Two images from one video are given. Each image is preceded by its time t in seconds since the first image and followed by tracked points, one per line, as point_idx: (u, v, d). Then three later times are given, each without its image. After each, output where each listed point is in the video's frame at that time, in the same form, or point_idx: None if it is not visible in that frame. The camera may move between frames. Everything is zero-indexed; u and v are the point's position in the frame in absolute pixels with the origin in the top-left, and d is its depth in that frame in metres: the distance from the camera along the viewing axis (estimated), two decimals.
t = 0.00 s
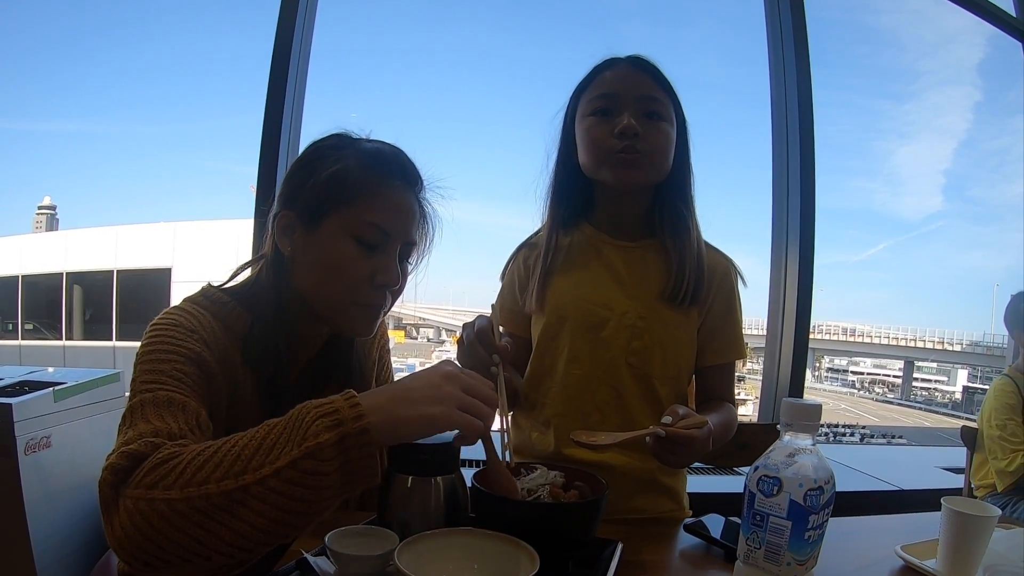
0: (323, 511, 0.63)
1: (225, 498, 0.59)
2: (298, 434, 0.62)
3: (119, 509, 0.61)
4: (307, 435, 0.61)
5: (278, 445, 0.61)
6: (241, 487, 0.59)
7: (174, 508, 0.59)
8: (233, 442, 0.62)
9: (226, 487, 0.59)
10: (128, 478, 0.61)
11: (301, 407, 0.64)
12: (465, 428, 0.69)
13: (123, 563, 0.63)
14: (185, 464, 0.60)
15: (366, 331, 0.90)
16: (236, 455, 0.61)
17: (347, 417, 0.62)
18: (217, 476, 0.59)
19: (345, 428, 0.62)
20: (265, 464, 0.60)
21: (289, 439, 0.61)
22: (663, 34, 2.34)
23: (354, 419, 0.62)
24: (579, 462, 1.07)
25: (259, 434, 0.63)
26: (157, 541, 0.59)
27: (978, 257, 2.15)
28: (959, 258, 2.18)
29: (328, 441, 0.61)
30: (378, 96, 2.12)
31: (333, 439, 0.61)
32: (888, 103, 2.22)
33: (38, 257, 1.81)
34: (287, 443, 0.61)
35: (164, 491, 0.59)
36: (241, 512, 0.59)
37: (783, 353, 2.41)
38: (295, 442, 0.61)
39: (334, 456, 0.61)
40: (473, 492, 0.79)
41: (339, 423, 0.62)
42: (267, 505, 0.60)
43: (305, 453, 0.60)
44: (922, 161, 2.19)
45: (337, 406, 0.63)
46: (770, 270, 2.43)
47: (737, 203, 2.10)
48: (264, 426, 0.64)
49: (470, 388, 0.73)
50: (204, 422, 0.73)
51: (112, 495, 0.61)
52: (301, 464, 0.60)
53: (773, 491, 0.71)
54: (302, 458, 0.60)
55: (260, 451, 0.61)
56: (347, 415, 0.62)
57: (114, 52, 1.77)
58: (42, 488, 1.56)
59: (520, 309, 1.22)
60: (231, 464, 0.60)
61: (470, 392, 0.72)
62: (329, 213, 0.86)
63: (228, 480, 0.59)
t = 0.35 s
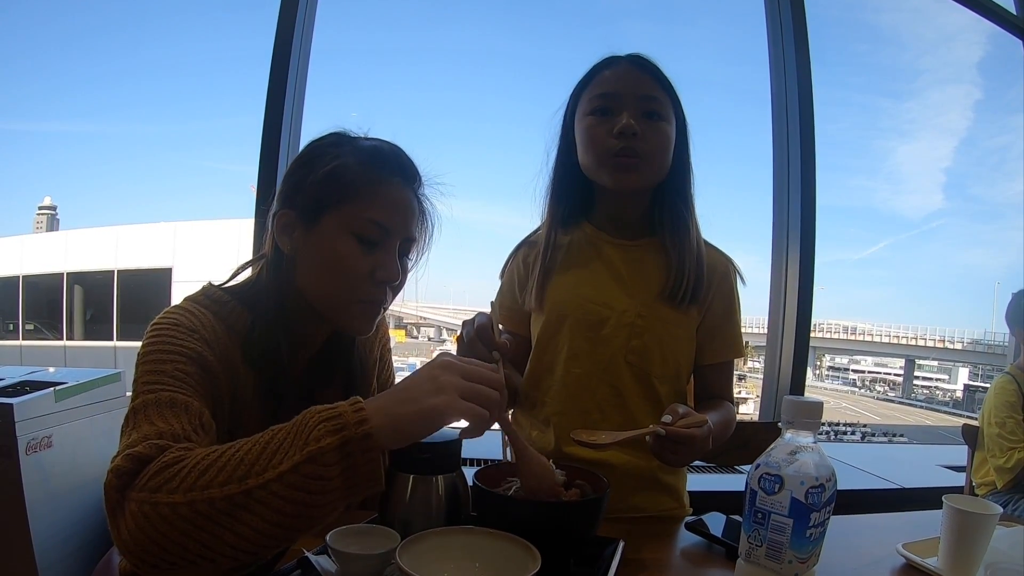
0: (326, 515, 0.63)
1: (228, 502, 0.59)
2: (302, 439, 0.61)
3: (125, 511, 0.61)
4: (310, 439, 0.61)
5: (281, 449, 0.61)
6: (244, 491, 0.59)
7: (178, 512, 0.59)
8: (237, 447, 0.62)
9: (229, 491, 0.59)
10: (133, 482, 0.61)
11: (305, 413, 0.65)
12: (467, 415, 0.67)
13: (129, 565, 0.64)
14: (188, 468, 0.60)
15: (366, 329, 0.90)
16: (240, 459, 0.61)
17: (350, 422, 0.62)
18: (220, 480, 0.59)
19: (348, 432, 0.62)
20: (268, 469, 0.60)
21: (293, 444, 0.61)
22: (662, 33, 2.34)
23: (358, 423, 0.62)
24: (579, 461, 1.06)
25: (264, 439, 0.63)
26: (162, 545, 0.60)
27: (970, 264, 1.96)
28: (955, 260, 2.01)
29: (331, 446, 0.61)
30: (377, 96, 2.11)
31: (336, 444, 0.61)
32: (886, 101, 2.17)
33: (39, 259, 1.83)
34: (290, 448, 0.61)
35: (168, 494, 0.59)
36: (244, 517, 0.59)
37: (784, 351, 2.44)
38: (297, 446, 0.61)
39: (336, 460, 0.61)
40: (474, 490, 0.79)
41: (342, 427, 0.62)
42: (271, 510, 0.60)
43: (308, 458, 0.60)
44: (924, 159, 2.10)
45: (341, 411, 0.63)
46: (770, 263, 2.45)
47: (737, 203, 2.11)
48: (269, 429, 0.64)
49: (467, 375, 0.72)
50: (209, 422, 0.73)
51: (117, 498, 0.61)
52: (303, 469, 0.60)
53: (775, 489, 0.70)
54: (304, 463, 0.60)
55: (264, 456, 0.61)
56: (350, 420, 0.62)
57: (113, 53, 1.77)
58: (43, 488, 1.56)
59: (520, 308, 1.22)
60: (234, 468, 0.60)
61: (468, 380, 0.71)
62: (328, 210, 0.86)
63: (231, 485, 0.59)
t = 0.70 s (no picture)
0: (326, 520, 0.63)
1: (227, 508, 0.60)
2: (297, 445, 0.62)
3: (127, 514, 0.61)
4: (307, 446, 0.61)
5: (278, 455, 0.62)
6: (242, 497, 0.60)
7: (178, 517, 0.59)
8: (235, 451, 0.63)
9: (228, 498, 0.60)
10: (134, 485, 0.62)
11: (303, 415, 0.65)
12: (473, 423, 0.68)
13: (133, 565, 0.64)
14: (187, 473, 0.61)
15: (365, 328, 0.90)
16: (237, 465, 0.61)
17: (348, 429, 0.62)
18: (220, 485, 0.60)
19: (345, 438, 0.62)
20: (265, 475, 0.61)
21: (288, 452, 0.61)
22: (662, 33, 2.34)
23: (355, 430, 0.62)
24: (578, 460, 1.07)
25: (260, 443, 0.63)
26: (164, 549, 0.60)
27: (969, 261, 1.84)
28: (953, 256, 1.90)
29: (328, 453, 0.61)
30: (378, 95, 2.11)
31: (332, 451, 0.61)
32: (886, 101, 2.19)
33: (39, 259, 1.83)
34: (287, 454, 0.62)
35: (168, 498, 0.60)
36: (243, 523, 0.60)
37: (785, 351, 2.45)
38: (294, 454, 0.61)
39: (334, 468, 0.62)
40: (475, 490, 0.79)
41: (339, 432, 0.62)
42: (268, 517, 0.60)
43: (304, 466, 0.61)
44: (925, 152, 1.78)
45: (337, 414, 0.63)
46: (771, 263, 2.45)
47: (738, 202, 2.10)
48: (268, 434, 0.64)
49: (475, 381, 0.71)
50: (212, 424, 0.73)
51: (119, 501, 0.62)
52: (300, 476, 0.60)
53: (776, 490, 0.71)
54: (301, 471, 0.60)
55: (262, 461, 0.61)
56: (347, 426, 0.62)
57: (113, 54, 1.78)
58: (44, 488, 1.56)
59: (518, 308, 1.23)
60: (232, 474, 0.60)
61: (478, 387, 0.71)
62: (327, 209, 0.86)
63: (230, 490, 0.60)
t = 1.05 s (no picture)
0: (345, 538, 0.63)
1: (248, 524, 0.59)
2: (322, 466, 0.61)
3: (141, 524, 0.61)
4: (333, 467, 0.61)
5: (303, 473, 0.61)
6: (264, 514, 0.59)
7: (197, 530, 0.59)
8: (255, 465, 0.62)
9: (249, 513, 0.59)
10: (149, 494, 0.61)
11: (325, 435, 0.64)
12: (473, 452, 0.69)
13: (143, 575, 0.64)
14: (207, 485, 0.60)
15: (364, 329, 0.90)
16: (260, 481, 0.61)
17: (372, 451, 0.62)
18: (242, 501, 0.59)
19: (368, 461, 0.61)
20: (290, 493, 0.60)
21: (313, 470, 0.61)
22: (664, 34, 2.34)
23: (379, 453, 0.62)
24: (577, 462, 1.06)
25: (284, 460, 0.63)
26: (180, 560, 0.59)
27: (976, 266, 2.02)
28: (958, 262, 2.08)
29: (353, 476, 0.61)
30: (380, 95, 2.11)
31: (357, 473, 0.61)
32: (888, 102, 2.22)
33: (41, 260, 1.83)
34: (312, 473, 0.61)
35: (187, 510, 0.59)
36: (264, 540, 0.59)
37: (787, 353, 2.44)
38: (319, 473, 0.61)
39: (357, 489, 0.61)
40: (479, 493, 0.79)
41: (362, 455, 0.62)
42: (291, 534, 0.60)
43: (329, 487, 0.60)
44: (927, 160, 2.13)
45: (358, 433, 0.64)
46: (773, 266, 2.45)
47: (740, 203, 2.11)
48: (289, 450, 0.64)
49: (485, 410, 0.71)
50: (217, 429, 0.72)
51: (133, 510, 0.61)
52: (323, 496, 0.60)
53: (781, 494, 0.71)
54: (325, 492, 0.60)
55: (285, 479, 0.61)
56: (371, 448, 0.62)
57: (113, 53, 1.78)
58: (46, 488, 1.57)
59: (517, 310, 1.23)
60: (255, 490, 0.60)
61: (485, 417, 0.70)
62: (324, 209, 0.86)
63: (253, 506, 0.59)
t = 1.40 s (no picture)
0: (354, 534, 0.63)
1: (257, 520, 0.59)
2: (330, 462, 0.62)
3: (150, 524, 0.61)
4: (341, 461, 0.61)
5: (311, 469, 0.62)
6: (273, 511, 0.59)
7: (206, 528, 0.59)
8: (263, 464, 0.63)
9: (259, 510, 0.59)
10: (158, 494, 0.61)
11: (335, 431, 0.65)
12: (490, 443, 0.70)
13: None
14: (216, 484, 0.60)
15: (365, 331, 0.90)
16: (269, 478, 0.61)
17: (379, 444, 0.63)
18: (250, 498, 0.60)
19: (376, 455, 0.62)
20: (298, 490, 0.60)
21: (321, 465, 0.62)
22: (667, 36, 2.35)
23: (386, 446, 0.63)
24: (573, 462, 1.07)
25: (292, 457, 0.63)
26: (189, 560, 0.59)
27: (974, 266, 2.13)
28: (958, 265, 2.15)
29: (361, 470, 0.61)
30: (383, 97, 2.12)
31: (364, 468, 0.61)
32: (891, 105, 2.20)
33: (43, 259, 1.84)
34: (321, 468, 0.62)
35: (196, 509, 0.59)
36: (273, 536, 0.59)
37: (787, 355, 2.44)
38: (328, 468, 0.61)
39: (365, 484, 0.62)
40: (478, 494, 0.80)
41: (370, 447, 0.62)
42: (299, 530, 0.60)
43: (338, 483, 0.61)
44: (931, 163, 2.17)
45: (367, 432, 0.64)
46: (774, 270, 2.45)
47: (741, 205, 2.12)
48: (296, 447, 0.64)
49: (497, 399, 0.72)
50: (222, 430, 0.73)
51: (142, 509, 0.61)
52: (333, 492, 0.60)
53: (778, 497, 0.71)
54: (334, 487, 0.60)
55: (293, 476, 0.61)
56: (378, 442, 0.63)
57: (115, 54, 1.78)
58: (48, 488, 1.57)
59: (517, 312, 1.23)
60: (264, 487, 0.60)
61: (497, 405, 0.72)
62: (326, 211, 0.86)
63: (262, 502, 0.60)
